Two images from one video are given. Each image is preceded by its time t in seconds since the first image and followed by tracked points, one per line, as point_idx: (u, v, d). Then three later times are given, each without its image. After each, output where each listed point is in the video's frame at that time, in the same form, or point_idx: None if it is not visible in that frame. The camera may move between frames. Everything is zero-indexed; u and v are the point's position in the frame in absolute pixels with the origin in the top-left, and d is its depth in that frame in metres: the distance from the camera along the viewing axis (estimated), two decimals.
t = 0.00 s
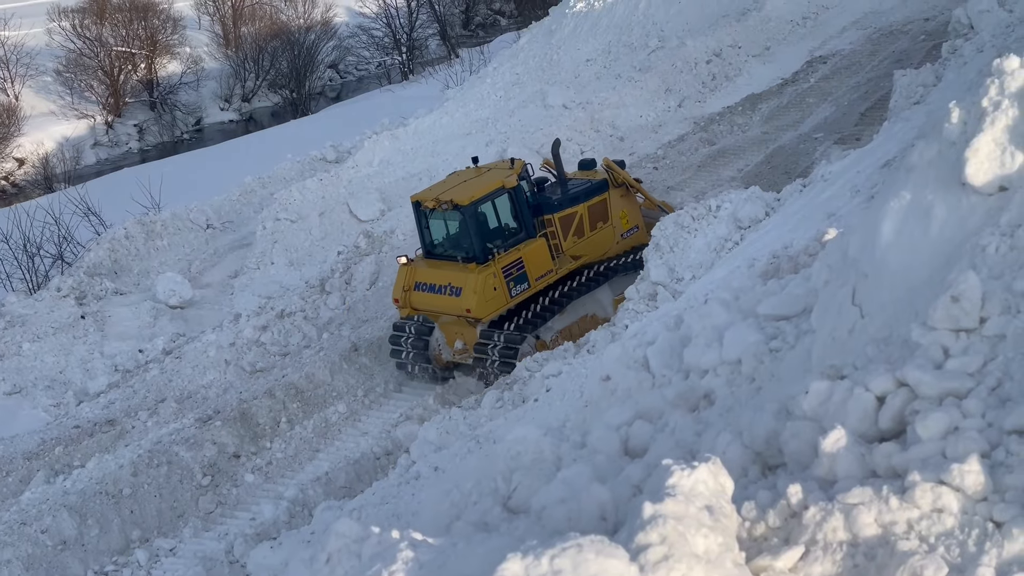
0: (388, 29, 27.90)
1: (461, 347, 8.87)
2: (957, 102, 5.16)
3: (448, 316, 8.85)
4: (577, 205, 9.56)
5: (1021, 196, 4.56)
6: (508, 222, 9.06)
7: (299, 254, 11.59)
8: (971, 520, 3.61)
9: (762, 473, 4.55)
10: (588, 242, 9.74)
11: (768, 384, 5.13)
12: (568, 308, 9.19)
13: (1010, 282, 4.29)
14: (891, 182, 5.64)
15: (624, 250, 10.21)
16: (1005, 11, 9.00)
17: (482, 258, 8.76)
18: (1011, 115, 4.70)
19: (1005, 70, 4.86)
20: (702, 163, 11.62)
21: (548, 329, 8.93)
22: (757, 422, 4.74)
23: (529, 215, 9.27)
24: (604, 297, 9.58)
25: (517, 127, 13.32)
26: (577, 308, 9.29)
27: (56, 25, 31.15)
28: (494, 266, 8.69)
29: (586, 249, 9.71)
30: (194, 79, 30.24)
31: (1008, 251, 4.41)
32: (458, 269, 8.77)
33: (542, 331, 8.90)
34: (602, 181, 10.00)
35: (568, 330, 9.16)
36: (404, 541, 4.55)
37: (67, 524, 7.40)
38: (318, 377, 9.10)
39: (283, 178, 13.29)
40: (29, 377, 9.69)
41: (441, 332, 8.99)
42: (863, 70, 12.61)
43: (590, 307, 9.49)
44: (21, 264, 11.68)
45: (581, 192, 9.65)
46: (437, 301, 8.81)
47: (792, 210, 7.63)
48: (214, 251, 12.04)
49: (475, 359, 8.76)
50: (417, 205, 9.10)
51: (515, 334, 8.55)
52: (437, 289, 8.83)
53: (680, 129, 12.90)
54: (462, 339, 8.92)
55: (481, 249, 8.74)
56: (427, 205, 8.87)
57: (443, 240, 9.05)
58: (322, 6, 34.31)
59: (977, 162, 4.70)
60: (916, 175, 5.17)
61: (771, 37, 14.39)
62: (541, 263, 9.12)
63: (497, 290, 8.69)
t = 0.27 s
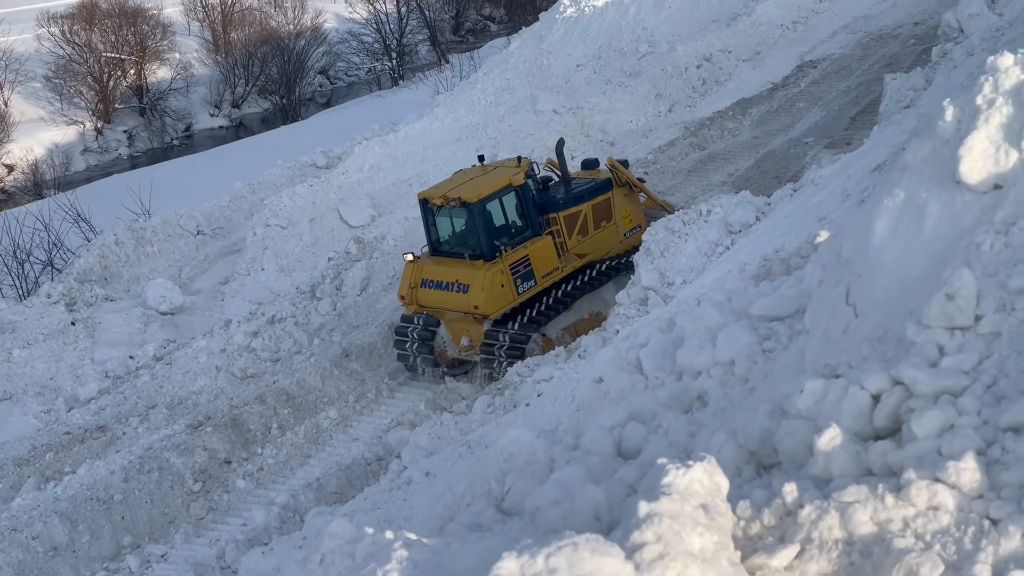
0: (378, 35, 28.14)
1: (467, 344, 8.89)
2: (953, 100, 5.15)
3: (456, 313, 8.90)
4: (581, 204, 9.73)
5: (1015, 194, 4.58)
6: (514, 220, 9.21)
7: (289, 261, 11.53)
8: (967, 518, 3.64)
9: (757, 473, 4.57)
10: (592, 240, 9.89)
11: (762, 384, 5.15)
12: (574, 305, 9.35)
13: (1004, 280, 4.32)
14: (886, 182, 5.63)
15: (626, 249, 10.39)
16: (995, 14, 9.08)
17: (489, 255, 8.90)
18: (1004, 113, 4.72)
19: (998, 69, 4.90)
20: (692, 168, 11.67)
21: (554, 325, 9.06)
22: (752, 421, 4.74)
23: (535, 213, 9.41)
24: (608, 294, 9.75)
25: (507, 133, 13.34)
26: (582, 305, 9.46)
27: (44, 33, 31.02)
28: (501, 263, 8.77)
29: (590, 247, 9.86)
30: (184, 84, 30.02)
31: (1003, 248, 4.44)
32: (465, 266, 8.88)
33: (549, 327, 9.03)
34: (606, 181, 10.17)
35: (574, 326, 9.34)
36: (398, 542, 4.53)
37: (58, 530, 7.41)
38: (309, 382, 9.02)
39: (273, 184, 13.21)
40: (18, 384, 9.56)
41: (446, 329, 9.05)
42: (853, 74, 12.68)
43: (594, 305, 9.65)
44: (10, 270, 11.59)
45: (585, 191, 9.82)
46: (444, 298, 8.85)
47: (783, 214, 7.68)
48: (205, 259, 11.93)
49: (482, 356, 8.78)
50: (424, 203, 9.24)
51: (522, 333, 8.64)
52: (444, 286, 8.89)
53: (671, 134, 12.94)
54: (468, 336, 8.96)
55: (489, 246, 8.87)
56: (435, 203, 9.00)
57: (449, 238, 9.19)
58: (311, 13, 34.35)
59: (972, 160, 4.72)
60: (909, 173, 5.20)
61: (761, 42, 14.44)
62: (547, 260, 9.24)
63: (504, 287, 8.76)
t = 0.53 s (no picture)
0: (365, 44, 27.91)
1: (470, 344, 8.99)
2: (937, 112, 5.24)
3: (460, 312, 8.91)
4: (582, 205, 9.78)
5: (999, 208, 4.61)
6: (518, 220, 9.22)
7: (277, 269, 11.43)
8: (952, 534, 3.64)
9: (743, 487, 4.58)
10: (592, 241, 9.97)
11: (749, 397, 5.17)
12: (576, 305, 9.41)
13: (989, 294, 4.36)
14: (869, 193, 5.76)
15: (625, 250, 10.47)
16: (979, 24, 9.13)
17: (494, 255, 8.89)
18: (987, 125, 4.77)
19: (982, 81, 4.95)
20: (680, 175, 11.68)
21: (558, 324, 9.12)
22: (738, 437, 4.75)
23: (537, 214, 9.43)
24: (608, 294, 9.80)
25: (495, 140, 13.32)
26: (583, 305, 9.51)
27: (32, 40, 30.90)
28: (506, 263, 8.79)
29: (590, 248, 9.95)
30: (171, 92, 29.98)
31: (987, 262, 4.49)
32: (470, 266, 8.88)
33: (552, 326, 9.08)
34: (605, 183, 10.23)
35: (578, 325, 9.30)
36: (384, 559, 4.50)
37: (44, 541, 7.36)
38: (297, 392, 8.95)
39: (261, 192, 13.06)
40: (3, 394, 9.41)
41: (449, 329, 9.12)
42: (839, 82, 12.73)
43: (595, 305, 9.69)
44: None
45: (585, 192, 9.87)
46: (449, 297, 8.85)
47: (771, 222, 7.71)
48: (192, 267, 11.81)
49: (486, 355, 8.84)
50: (427, 203, 9.23)
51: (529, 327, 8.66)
52: (448, 286, 8.88)
53: (659, 141, 12.94)
54: (471, 336, 9.04)
55: (493, 246, 8.87)
56: (439, 202, 8.99)
57: (453, 238, 9.18)
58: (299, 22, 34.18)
59: (957, 173, 4.77)
60: (895, 185, 5.29)
61: (747, 49, 14.45)
62: (550, 259, 9.28)
63: (509, 287, 8.78)
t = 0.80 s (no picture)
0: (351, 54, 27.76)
1: (473, 345, 8.90)
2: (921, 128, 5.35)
3: (463, 314, 8.97)
4: (582, 207, 9.82)
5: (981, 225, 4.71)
6: (520, 222, 9.30)
7: (264, 279, 11.31)
8: (938, 552, 3.64)
9: (728, 504, 4.60)
10: (592, 243, 10.04)
11: (735, 412, 5.24)
12: (576, 308, 9.44)
13: (974, 309, 4.43)
14: (852, 209, 5.92)
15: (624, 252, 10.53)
16: (963, 33, 9.21)
17: (497, 257, 8.96)
18: (970, 141, 4.91)
19: (966, 96, 5.09)
20: (667, 184, 11.70)
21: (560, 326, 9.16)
22: (723, 454, 4.80)
23: (539, 216, 9.49)
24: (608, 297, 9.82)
25: (482, 150, 13.29)
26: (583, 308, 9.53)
27: (16, 50, 30.72)
28: (509, 265, 8.86)
29: (590, 251, 10.01)
30: (157, 102, 29.96)
31: (971, 278, 4.59)
32: (473, 267, 8.95)
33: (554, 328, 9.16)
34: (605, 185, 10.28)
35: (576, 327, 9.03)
36: None
37: (29, 554, 7.34)
38: (284, 403, 8.87)
39: (246, 203, 12.97)
40: None
41: (451, 330, 9.01)
42: (824, 91, 12.78)
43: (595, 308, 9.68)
44: None
45: (585, 195, 9.93)
46: (452, 299, 8.91)
47: (758, 231, 7.76)
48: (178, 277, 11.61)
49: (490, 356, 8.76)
50: (430, 205, 9.32)
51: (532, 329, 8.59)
52: (451, 287, 8.95)
53: (646, 150, 12.95)
54: (474, 337, 8.97)
55: (497, 247, 8.94)
56: (443, 205, 9.08)
57: (455, 240, 9.27)
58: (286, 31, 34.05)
59: (940, 188, 4.90)
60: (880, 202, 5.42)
61: (733, 59, 14.49)
62: (552, 262, 9.35)
63: (512, 288, 8.84)
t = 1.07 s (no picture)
0: (339, 64, 28.09)
1: (475, 349, 9.10)
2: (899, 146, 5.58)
3: (466, 318, 9.03)
4: (580, 212, 9.95)
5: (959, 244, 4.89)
6: (522, 227, 9.39)
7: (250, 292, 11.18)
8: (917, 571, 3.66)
9: (709, 523, 4.67)
10: (591, 247, 10.16)
11: (717, 429, 5.43)
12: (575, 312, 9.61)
13: (952, 328, 4.56)
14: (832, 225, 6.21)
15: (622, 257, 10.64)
16: (947, 45, 9.32)
17: (500, 261, 9.04)
18: (948, 160, 5.11)
19: (944, 115, 5.29)
20: (654, 195, 11.74)
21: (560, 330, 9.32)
22: (705, 473, 4.86)
23: (540, 221, 9.59)
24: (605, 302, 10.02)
25: (469, 161, 13.29)
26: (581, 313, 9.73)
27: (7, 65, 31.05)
28: (512, 268, 8.94)
29: (589, 254, 10.13)
30: (143, 114, 29.87)
31: (949, 296, 4.75)
32: (475, 271, 9.02)
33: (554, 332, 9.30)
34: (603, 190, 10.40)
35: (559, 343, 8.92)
36: None
37: (14, 568, 7.33)
38: (270, 416, 8.83)
39: (233, 216, 12.79)
40: None
41: (453, 334, 9.20)
42: (810, 103, 12.83)
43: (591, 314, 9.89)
44: None
45: (584, 200, 10.04)
46: (455, 303, 8.96)
47: (744, 242, 7.81)
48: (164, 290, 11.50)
49: (491, 360, 8.96)
50: (432, 210, 9.39)
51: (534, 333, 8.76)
52: (454, 291, 9.00)
53: (632, 161, 12.99)
54: (476, 341, 9.16)
55: (499, 251, 9.02)
56: (445, 209, 9.15)
57: (457, 245, 9.34)
58: (273, 43, 34.02)
59: (919, 208, 5.11)
60: (861, 220, 5.63)
61: (718, 70, 14.51)
62: (553, 266, 9.46)
63: (515, 292, 8.92)
